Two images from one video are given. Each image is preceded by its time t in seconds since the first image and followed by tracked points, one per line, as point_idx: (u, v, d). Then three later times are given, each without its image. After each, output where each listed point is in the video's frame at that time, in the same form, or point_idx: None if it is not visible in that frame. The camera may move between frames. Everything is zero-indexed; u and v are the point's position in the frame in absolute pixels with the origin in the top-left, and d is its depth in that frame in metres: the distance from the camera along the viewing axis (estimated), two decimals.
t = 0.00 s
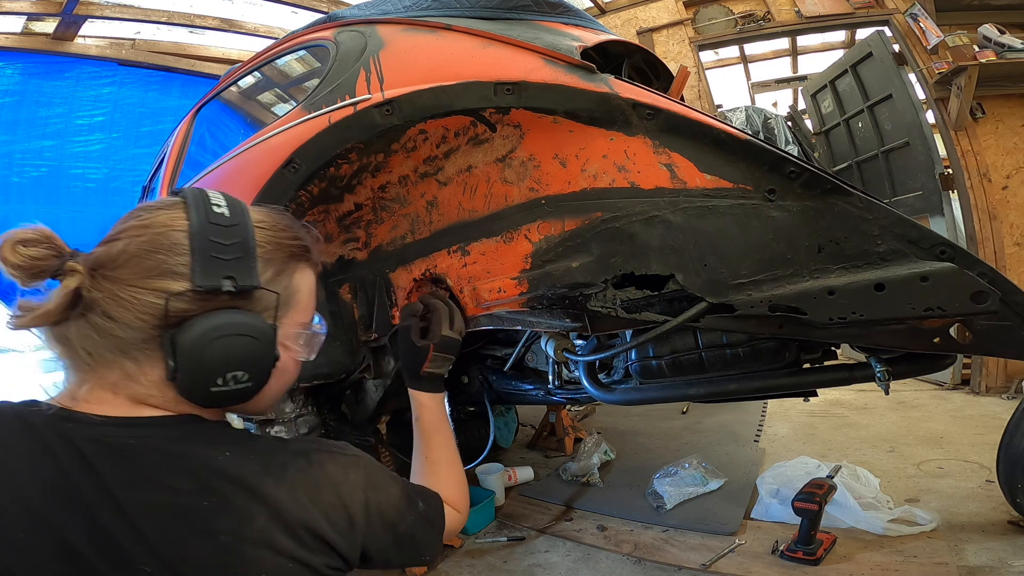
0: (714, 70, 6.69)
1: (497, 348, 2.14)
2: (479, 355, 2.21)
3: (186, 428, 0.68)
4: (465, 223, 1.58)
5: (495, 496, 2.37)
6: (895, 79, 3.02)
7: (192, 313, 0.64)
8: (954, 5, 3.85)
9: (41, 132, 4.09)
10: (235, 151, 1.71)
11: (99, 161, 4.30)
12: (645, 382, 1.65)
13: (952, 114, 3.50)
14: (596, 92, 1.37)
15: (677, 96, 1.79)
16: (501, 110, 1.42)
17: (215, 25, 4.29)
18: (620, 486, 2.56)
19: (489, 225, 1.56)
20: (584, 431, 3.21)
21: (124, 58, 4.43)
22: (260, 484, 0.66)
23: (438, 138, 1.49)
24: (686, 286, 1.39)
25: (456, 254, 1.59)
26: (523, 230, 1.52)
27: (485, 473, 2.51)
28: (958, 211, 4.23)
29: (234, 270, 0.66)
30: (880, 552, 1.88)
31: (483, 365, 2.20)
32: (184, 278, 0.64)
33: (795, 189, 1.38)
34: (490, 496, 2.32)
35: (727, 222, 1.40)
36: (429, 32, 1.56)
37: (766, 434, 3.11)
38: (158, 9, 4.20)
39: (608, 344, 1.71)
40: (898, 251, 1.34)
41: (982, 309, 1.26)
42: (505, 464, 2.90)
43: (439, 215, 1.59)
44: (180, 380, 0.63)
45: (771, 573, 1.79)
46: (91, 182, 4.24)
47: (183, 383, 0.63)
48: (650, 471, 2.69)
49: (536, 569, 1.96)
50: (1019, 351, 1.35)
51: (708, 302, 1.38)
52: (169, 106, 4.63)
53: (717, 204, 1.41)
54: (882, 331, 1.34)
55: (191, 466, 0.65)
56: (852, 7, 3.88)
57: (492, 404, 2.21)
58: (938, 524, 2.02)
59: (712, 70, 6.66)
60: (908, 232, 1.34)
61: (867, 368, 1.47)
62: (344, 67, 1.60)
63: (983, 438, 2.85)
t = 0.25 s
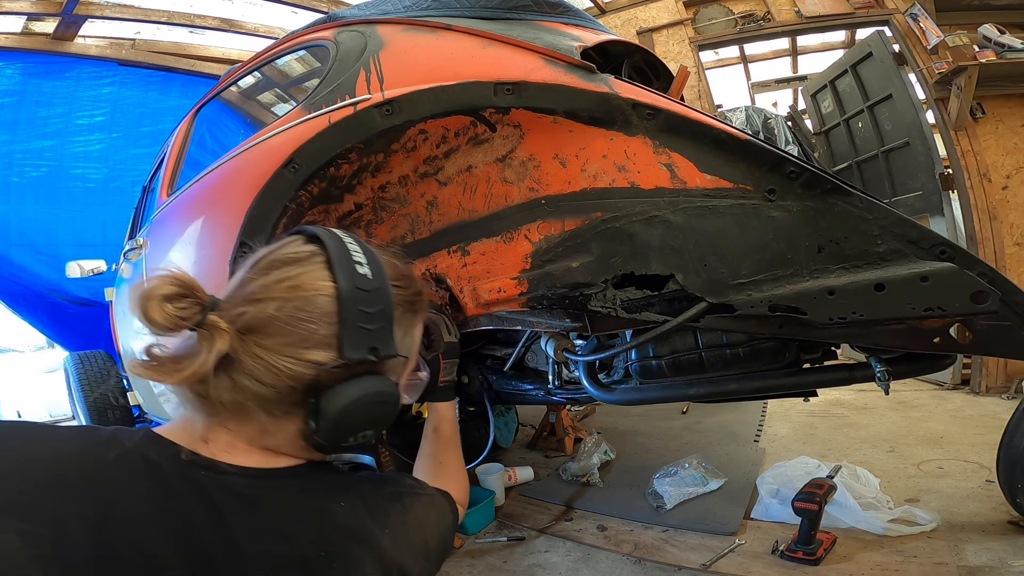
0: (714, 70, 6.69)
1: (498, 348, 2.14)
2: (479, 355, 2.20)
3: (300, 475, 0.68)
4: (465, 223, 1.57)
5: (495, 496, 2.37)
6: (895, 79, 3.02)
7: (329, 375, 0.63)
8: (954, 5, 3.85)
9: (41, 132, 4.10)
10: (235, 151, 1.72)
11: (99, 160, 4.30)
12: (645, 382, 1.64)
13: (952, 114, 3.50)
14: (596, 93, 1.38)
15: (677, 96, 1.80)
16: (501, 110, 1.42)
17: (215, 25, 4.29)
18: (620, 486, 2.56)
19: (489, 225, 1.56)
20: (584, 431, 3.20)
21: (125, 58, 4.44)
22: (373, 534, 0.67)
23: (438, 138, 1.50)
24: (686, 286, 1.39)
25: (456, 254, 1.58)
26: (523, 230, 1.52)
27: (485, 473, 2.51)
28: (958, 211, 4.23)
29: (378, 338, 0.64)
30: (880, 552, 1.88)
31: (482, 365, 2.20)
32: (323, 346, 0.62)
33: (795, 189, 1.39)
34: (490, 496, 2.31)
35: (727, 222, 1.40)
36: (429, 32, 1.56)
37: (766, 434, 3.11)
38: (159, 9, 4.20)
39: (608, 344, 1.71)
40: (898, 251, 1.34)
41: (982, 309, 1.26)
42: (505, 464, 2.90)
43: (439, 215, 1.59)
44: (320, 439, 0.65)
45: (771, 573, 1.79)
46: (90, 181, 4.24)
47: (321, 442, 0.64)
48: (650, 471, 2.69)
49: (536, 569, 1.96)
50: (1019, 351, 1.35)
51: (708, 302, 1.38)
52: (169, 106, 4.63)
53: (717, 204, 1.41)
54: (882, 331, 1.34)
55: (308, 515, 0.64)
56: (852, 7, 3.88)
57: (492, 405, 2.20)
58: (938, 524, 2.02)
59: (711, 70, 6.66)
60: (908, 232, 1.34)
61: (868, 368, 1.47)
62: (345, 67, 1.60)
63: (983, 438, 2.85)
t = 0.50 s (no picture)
0: (714, 70, 6.69)
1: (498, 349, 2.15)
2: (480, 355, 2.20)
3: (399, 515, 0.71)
4: (465, 223, 1.57)
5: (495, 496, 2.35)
6: (895, 79, 3.02)
7: (460, 436, 0.67)
8: (954, 5, 3.85)
9: (41, 132, 4.10)
10: (236, 151, 1.72)
11: (99, 160, 4.30)
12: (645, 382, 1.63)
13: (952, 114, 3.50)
14: (596, 93, 1.38)
15: (677, 96, 1.80)
16: (501, 110, 1.42)
17: (215, 25, 4.30)
18: (620, 486, 2.56)
19: (489, 225, 1.56)
20: (584, 431, 3.21)
21: (124, 58, 4.44)
22: (463, 561, 0.73)
23: (438, 138, 1.50)
24: (686, 286, 1.39)
25: (456, 254, 1.59)
26: (523, 230, 1.52)
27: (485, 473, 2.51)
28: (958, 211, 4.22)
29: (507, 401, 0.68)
30: (880, 552, 1.88)
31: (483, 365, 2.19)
32: (461, 415, 0.66)
33: (795, 189, 1.38)
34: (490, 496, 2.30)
35: (727, 222, 1.40)
36: (429, 31, 1.56)
37: (766, 434, 3.11)
38: (159, 9, 4.20)
39: (608, 344, 1.71)
40: (898, 251, 1.34)
41: (982, 309, 1.26)
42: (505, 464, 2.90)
43: (439, 215, 1.59)
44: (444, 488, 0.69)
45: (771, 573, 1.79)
46: (90, 181, 4.24)
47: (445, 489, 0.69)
48: (650, 471, 2.69)
49: (536, 569, 1.96)
50: (1019, 351, 1.35)
51: (708, 302, 1.38)
52: (169, 106, 4.63)
53: (717, 204, 1.41)
54: (882, 331, 1.34)
55: (411, 551, 0.69)
56: (852, 7, 3.88)
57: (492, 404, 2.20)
58: (938, 524, 2.01)
59: (711, 70, 6.66)
60: (908, 232, 1.34)
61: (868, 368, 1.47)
62: (344, 67, 1.60)
63: (982, 438, 2.85)
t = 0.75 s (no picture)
0: (714, 70, 6.68)
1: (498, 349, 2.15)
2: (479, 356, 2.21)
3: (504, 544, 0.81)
4: (465, 223, 1.58)
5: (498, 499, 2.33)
6: (895, 79, 3.01)
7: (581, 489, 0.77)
8: (954, 5, 3.86)
9: (41, 132, 4.09)
10: (235, 151, 1.72)
11: (99, 160, 4.30)
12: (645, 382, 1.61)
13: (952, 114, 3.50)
14: (596, 92, 1.38)
15: (677, 96, 1.79)
16: (502, 110, 1.42)
17: (215, 25, 4.29)
18: (620, 486, 2.56)
19: (489, 225, 1.56)
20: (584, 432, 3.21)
21: (125, 58, 4.45)
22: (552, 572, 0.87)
23: (438, 138, 1.50)
24: (686, 286, 1.39)
25: (456, 254, 1.59)
26: (523, 230, 1.52)
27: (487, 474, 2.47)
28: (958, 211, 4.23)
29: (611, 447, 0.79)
30: (880, 552, 1.88)
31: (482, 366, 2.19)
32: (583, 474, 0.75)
33: (796, 189, 1.38)
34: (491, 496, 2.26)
35: (727, 222, 1.40)
36: (429, 32, 1.56)
37: (766, 434, 3.11)
38: (159, 9, 4.20)
39: (608, 344, 1.71)
40: (898, 251, 1.35)
41: (982, 309, 1.26)
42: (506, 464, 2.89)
43: (439, 215, 1.59)
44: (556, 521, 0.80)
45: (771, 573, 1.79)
46: (90, 182, 4.23)
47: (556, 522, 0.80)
48: (650, 471, 2.68)
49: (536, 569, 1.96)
50: (1020, 351, 1.35)
51: (708, 302, 1.38)
52: (169, 106, 4.63)
53: (717, 204, 1.41)
54: (882, 331, 1.34)
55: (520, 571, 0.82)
56: (852, 7, 3.88)
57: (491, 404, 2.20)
58: (938, 524, 2.01)
59: (711, 70, 6.66)
60: (908, 232, 1.34)
61: (867, 368, 1.48)
62: (344, 67, 1.60)
63: (982, 438, 2.85)
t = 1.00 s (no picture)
0: (714, 70, 6.69)
1: (498, 348, 2.16)
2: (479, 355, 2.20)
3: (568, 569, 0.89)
4: (465, 223, 1.58)
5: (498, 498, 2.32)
6: (895, 79, 3.02)
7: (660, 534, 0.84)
8: (954, 5, 3.86)
9: (41, 132, 4.09)
10: (235, 151, 1.72)
11: (98, 160, 4.29)
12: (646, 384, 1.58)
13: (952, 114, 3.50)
14: (596, 92, 1.38)
15: (677, 96, 1.79)
16: (501, 110, 1.42)
17: (214, 25, 4.29)
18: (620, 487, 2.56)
19: (489, 225, 1.56)
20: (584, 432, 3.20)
21: (125, 58, 4.45)
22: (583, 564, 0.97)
23: (438, 138, 1.50)
24: (686, 286, 1.39)
25: (456, 255, 1.60)
26: (523, 230, 1.52)
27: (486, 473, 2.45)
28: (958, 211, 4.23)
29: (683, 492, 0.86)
30: (880, 552, 1.88)
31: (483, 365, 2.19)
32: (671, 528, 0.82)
33: (796, 189, 1.38)
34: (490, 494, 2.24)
35: (727, 222, 1.40)
36: (429, 32, 1.56)
37: (766, 434, 3.12)
38: (159, 9, 4.20)
39: (608, 344, 1.70)
40: (898, 251, 1.34)
41: (982, 309, 1.26)
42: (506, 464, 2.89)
43: (439, 215, 1.59)
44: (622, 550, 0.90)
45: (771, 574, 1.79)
46: (90, 182, 4.23)
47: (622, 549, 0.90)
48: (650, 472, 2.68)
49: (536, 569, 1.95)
50: (1020, 351, 1.35)
51: (708, 302, 1.38)
52: (169, 106, 4.63)
53: (717, 204, 1.41)
54: (882, 331, 1.34)
55: None
56: (852, 7, 3.88)
57: (492, 404, 2.20)
58: (938, 524, 2.01)
59: (711, 70, 6.66)
60: (908, 232, 1.34)
61: (868, 368, 1.48)
62: (344, 67, 1.59)
63: (983, 438, 2.85)
